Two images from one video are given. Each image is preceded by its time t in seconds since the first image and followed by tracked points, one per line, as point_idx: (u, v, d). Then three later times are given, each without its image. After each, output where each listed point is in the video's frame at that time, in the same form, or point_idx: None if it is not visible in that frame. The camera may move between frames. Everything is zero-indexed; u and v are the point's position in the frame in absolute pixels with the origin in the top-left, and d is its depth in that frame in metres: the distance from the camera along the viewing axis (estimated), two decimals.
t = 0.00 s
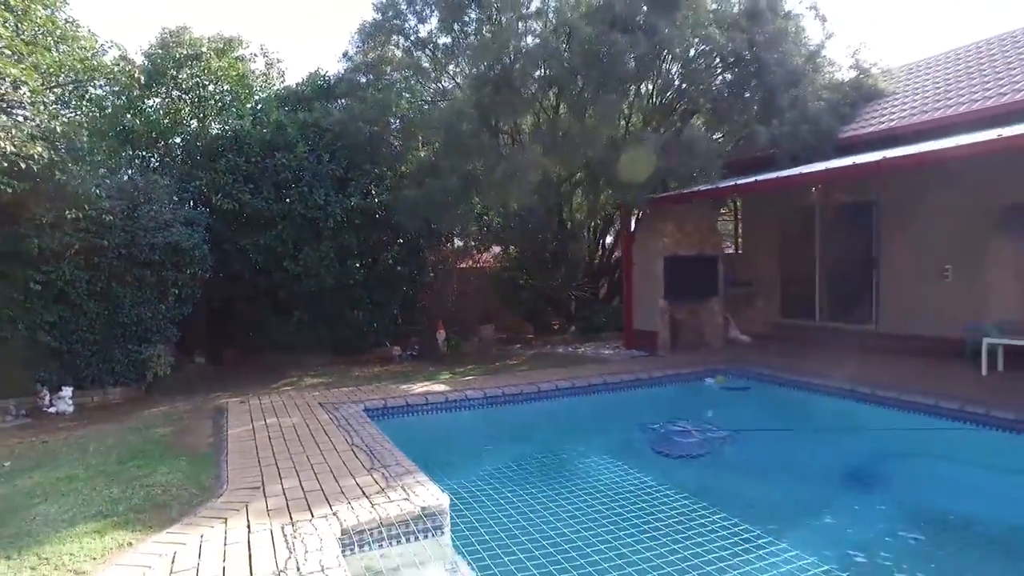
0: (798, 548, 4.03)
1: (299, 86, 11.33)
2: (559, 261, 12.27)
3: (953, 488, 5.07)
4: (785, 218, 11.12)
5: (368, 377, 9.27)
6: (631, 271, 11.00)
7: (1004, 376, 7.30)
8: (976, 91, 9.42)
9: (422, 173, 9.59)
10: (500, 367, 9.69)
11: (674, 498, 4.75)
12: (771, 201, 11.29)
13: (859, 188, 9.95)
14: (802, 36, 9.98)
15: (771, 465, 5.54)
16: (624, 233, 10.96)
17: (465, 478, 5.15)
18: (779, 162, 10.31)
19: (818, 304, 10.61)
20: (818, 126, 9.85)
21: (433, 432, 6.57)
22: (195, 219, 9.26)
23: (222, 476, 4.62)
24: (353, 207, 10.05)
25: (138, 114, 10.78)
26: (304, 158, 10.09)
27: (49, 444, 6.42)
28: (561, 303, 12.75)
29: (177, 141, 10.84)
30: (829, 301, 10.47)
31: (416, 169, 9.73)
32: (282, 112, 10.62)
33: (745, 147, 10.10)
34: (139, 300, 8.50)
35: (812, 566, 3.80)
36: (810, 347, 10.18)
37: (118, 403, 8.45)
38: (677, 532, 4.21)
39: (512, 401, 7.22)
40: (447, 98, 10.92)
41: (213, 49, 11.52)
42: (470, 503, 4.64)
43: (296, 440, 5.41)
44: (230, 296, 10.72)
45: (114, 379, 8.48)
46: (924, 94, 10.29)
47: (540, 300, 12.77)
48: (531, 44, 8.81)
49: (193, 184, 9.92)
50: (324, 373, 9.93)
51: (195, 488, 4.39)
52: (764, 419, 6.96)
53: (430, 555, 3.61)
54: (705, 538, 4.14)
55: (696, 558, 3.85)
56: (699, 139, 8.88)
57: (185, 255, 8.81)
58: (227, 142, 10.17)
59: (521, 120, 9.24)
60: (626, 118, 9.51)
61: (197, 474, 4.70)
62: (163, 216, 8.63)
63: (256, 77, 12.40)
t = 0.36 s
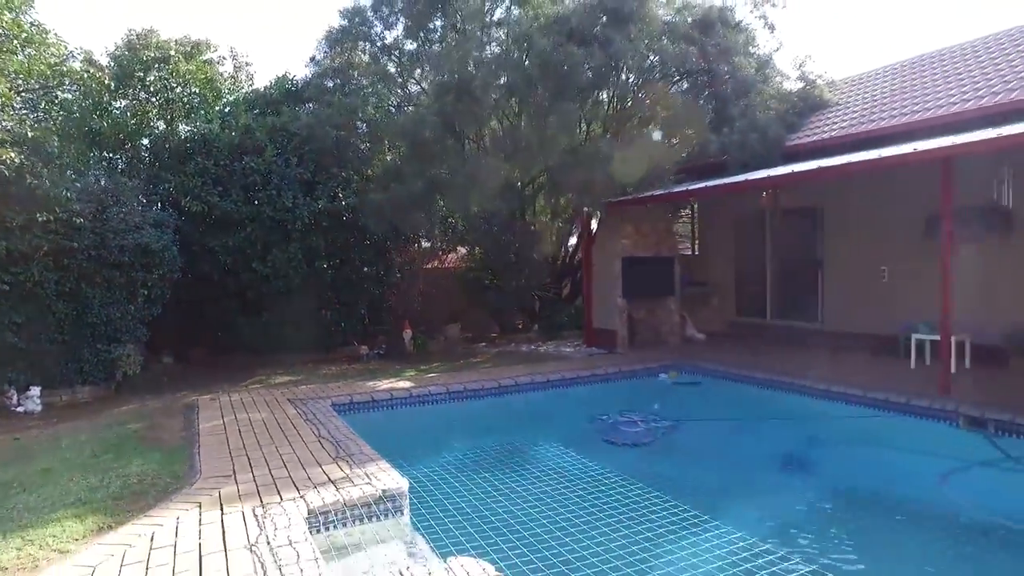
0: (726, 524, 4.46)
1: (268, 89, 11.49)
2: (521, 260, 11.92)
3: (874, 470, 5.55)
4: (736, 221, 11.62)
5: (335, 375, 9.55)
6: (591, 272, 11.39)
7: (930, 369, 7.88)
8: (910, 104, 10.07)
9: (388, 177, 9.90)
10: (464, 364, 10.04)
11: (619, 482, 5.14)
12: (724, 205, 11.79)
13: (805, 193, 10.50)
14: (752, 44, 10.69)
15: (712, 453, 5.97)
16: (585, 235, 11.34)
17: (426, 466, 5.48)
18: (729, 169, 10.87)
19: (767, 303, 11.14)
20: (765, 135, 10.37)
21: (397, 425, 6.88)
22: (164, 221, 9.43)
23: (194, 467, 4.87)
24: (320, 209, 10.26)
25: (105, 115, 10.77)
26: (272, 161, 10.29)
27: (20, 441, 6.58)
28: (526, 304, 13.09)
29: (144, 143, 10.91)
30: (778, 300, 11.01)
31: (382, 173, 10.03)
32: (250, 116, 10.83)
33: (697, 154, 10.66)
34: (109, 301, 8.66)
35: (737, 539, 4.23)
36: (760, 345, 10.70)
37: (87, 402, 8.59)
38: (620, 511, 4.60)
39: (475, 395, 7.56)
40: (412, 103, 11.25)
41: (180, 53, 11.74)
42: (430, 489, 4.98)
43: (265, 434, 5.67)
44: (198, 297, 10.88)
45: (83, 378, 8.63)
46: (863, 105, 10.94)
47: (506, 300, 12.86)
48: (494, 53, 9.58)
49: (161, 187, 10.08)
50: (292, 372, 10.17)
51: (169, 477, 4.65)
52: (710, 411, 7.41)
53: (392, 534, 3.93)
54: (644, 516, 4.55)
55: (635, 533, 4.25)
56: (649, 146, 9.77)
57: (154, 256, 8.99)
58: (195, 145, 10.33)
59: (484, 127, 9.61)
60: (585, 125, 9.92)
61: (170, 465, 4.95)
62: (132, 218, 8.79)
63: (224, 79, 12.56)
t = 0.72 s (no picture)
0: (680, 507, 4.79)
1: (250, 93, 11.71)
2: (500, 262, 12.11)
3: (823, 460, 5.89)
4: (708, 223, 11.98)
5: (317, 373, 9.83)
6: (568, 272, 11.71)
7: (885, 365, 8.30)
8: (869, 112, 10.54)
9: (368, 180, 10.20)
10: (442, 362, 10.35)
11: (584, 472, 5.45)
12: (696, 207, 12.14)
13: (772, 196, 10.89)
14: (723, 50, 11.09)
15: (675, 445, 6.30)
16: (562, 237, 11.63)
17: (402, 458, 5.76)
18: (699, 173, 11.29)
19: (737, 302, 11.54)
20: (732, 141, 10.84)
21: (376, 421, 7.16)
22: (149, 223, 9.64)
23: (182, 459, 5.12)
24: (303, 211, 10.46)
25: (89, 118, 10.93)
26: (254, 164, 10.53)
27: (9, 436, 6.80)
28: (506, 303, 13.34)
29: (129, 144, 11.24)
30: (747, 299, 11.41)
31: (363, 176, 10.31)
32: (234, 120, 11.08)
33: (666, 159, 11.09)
34: (95, 301, 8.86)
35: (688, 520, 4.55)
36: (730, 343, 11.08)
37: (73, 400, 8.80)
38: (582, 496, 4.92)
39: (452, 391, 7.85)
40: (392, 107, 11.36)
41: (162, 55, 11.93)
42: (405, 478, 5.27)
43: (250, 428, 5.92)
44: (182, 298, 11.06)
45: (68, 377, 8.85)
46: (828, 112, 11.40)
47: (485, 299, 13.17)
48: (472, 59, 10.41)
49: (146, 189, 10.30)
50: (275, 370, 10.42)
51: (158, 468, 4.92)
52: (678, 409, 7.73)
53: (369, 516, 4.22)
54: (604, 500, 4.88)
55: (594, 515, 4.58)
56: (621, 152, 10.31)
57: (140, 257, 9.19)
58: (179, 148, 10.55)
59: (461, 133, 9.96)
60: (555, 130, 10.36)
61: (158, 457, 5.22)
62: (117, 220, 8.99)
63: (207, 82, 12.76)
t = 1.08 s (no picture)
0: (637, 488, 5.16)
1: (235, 97, 12.08)
2: (479, 261, 12.52)
3: (775, 448, 6.30)
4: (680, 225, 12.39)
5: (300, 371, 10.15)
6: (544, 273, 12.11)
7: (840, 361, 8.77)
8: (832, 119, 11.01)
9: (350, 184, 10.53)
10: (422, 359, 10.70)
11: (550, 459, 5.82)
12: (669, 210, 12.54)
13: (740, 200, 11.34)
14: (694, 59, 11.50)
15: (637, 435, 6.69)
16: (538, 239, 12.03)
17: (379, 448, 6.10)
18: (671, 177, 11.74)
19: (708, 302, 11.99)
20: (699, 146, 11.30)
21: (357, 415, 7.49)
22: (135, 225, 9.90)
23: (171, 449, 5.44)
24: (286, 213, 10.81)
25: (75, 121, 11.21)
26: (238, 167, 10.81)
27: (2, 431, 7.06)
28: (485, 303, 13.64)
29: (114, 147, 11.40)
30: (717, 299, 11.85)
31: (345, 180, 10.64)
32: (217, 124, 11.38)
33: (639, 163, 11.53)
34: (82, 302, 9.10)
35: (643, 499, 4.92)
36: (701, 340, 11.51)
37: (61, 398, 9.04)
38: (547, 479, 5.28)
39: (430, 387, 8.18)
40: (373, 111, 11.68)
41: (147, 61, 12.20)
42: (382, 466, 5.60)
43: (236, 421, 6.24)
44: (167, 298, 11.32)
45: (56, 375, 9.10)
46: (793, 118, 11.88)
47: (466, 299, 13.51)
48: (451, 66, 10.84)
49: (132, 192, 10.55)
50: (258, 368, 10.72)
51: (148, 458, 5.24)
52: (644, 403, 8.12)
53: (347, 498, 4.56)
54: (567, 482, 5.24)
55: (557, 496, 4.94)
56: (595, 156, 10.71)
57: (127, 259, 9.44)
58: (165, 151, 10.82)
59: (440, 139, 10.38)
60: (529, 137, 10.81)
61: (148, 448, 5.53)
62: (104, 223, 9.24)
63: (191, 86, 13.03)
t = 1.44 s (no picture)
0: (588, 473, 5.53)
1: (207, 99, 12.34)
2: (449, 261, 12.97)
3: (722, 436, 6.72)
4: (645, 227, 12.85)
5: (272, 368, 10.42)
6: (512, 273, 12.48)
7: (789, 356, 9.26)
8: (788, 126, 11.51)
9: (322, 186, 10.79)
10: (392, 357, 11.02)
11: (511, 448, 6.15)
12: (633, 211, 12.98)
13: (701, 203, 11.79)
14: (659, 66, 11.89)
15: (593, 427, 7.06)
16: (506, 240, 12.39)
17: (349, 438, 6.40)
18: (635, 181, 12.17)
19: (671, 301, 12.44)
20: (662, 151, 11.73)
21: (327, 410, 7.77)
22: (109, 226, 10.06)
23: (146, 441, 5.70)
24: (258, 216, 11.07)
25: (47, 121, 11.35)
26: (212, 169, 10.99)
27: None
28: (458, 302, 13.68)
29: (82, 149, 11.50)
30: (679, 298, 12.31)
31: (317, 183, 10.90)
32: (191, 126, 11.56)
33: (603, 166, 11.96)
34: (57, 303, 9.25)
35: (593, 482, 5.28)
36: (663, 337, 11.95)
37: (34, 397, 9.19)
38: (505, 466, 5.61)
39: (398, 383, 8.48)
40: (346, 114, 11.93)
41: (119, 62, 12.35)
42: (350, 455, 5.90)
43: (209, 414, 6.51)
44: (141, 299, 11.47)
45: (30, 374, 9.25)
46: (753, 124, 12.37)
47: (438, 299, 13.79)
48: (422, 71, 11.15)
49: (105, 193, 10.69)
50: (231, 366, 10.95)
51: (124, 449, 5.49)
52: (605, 398, 8.51)
53: (315, 483, 4.88)
54: (524, 468, 5.58)
55: (513, 479, 5.28)
56: (561, 161, 11.10)
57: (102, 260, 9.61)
58: (138, 153, 10.99)
59: (411, 144, 10.70)
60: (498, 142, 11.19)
61: (125, 440, 5.78)
62: (79, 224, 9.40)
63: (165, 87, 13.19)
